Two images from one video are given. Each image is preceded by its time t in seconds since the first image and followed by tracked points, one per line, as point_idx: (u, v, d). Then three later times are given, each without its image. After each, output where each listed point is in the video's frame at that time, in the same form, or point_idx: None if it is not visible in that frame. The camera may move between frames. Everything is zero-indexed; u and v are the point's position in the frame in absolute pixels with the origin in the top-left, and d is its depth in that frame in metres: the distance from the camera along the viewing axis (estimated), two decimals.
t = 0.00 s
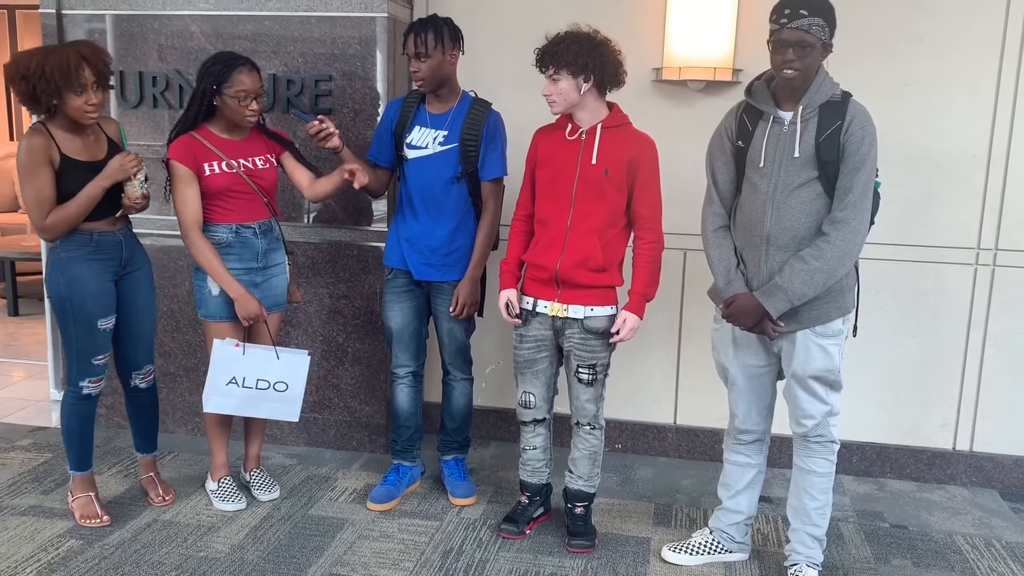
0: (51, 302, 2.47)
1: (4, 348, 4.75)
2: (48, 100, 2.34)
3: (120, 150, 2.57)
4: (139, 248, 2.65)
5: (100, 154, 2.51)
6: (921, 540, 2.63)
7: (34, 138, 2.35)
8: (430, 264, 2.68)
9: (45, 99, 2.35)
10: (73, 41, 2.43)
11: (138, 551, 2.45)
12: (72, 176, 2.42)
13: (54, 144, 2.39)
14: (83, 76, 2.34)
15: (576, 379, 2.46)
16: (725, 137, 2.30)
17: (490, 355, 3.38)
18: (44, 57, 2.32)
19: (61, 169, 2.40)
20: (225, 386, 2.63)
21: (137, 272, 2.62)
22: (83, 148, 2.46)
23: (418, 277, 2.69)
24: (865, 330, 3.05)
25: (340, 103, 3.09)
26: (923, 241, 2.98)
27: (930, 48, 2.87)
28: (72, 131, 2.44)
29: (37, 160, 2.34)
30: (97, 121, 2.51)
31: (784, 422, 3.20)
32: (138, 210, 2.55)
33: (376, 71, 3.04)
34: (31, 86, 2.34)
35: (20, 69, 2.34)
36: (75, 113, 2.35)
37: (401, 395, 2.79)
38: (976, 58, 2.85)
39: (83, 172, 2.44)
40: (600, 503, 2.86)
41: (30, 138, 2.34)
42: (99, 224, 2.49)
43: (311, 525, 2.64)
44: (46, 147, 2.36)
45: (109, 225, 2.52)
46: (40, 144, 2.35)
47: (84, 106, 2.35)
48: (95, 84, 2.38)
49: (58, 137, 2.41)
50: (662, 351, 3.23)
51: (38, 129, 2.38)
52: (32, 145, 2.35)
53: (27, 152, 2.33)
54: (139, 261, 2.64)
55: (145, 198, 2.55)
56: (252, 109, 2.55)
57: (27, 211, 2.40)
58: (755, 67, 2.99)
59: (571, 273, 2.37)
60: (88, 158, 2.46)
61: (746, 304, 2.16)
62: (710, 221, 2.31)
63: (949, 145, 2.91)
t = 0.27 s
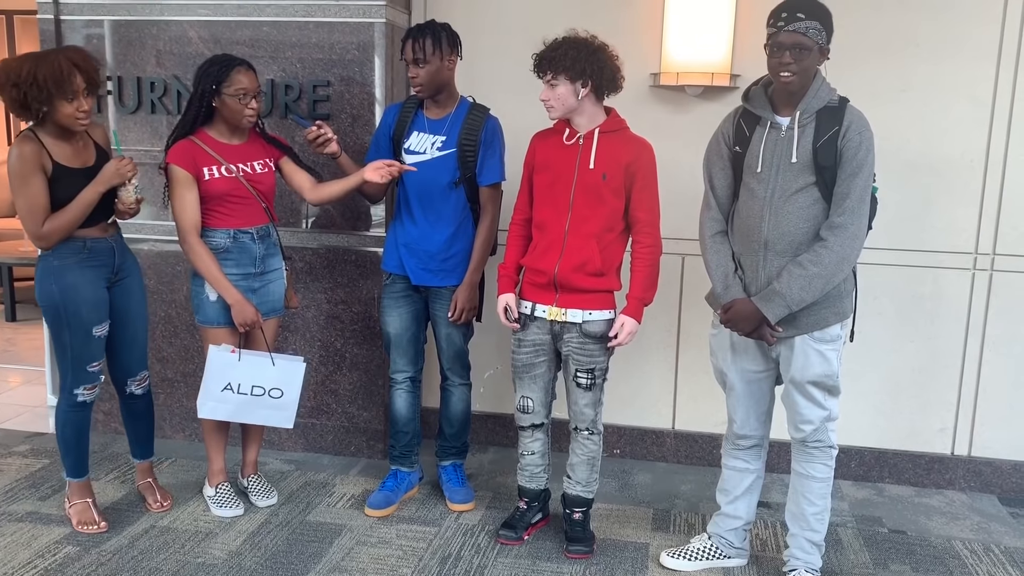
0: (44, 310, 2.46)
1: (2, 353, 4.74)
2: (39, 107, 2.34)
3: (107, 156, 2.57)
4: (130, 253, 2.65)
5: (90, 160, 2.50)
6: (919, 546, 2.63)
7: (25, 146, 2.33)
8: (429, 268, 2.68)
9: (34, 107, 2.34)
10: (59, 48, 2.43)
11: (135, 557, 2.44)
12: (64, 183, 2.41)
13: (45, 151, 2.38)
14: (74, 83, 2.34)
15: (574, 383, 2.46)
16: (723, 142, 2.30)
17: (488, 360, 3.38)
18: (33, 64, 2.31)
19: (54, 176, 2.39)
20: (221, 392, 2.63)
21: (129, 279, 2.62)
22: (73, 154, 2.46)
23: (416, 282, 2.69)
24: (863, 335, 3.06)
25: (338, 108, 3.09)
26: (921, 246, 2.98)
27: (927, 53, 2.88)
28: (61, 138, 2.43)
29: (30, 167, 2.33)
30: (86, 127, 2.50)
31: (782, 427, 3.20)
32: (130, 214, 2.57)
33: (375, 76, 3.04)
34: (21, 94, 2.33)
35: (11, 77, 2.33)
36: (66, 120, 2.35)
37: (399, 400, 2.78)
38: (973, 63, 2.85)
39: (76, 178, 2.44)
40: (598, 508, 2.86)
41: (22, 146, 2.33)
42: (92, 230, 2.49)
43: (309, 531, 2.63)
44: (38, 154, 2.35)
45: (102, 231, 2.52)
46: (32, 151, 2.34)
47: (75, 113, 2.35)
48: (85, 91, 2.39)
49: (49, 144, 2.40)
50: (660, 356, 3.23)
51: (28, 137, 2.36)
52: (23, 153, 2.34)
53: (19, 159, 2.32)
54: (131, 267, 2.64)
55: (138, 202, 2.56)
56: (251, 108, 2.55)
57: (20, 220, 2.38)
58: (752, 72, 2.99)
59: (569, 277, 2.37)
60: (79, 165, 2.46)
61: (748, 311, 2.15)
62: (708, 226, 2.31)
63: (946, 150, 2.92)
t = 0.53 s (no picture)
0: (39, 319, 2.46)
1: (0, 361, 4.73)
2: (35, 115, 2.34)
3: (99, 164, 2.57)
4: (125, 260, 2.65)
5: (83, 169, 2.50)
6: (920, 548, 2.62)
7: (20, 154, 2.33)
8: (428, 273, 2.68)
9: (29, 115, 2.34)
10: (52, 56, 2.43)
11: (134, 565, 2.43)
12: (59, 191, 2.41)
13: (40, 159, 2.37)
14: (70, 91, 2.34)
15: (574, 386, 2.45)
16: (720, 145, 2.30)
17: (487, 364, 3.37)
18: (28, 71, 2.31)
19: (49, 184, 2.39)
20: (223, 395, 2.61)
21: (124, 285, 2.62)
22: (67, 162, 2.46)
23: (415, 287, 2.69)
24: (862, 338, 3.05)
25: (336, 114, 3.09)
26: (920, 249, 2.98)
27: (924, 55, 2.88)
28: (55, 145, 2.43)
29: (25, 175, 2.33)
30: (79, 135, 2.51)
31: (782, 430, 3.19)
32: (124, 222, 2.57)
33: (372, 82, 3.04)
34: (17, 102, 2.32)
35: (5, 85, 2.32)
36: (62, 127, 2.35)
37: (398, 405, 2.78)
38: (970, 66, 2.86)
39: (70, 185, 2.44)
40: (598, 513, 2.85)
41: (16, 154, 2.33)
42: (87, 238, 2.49)
43: (309, 537, 2.63)
44: (33, 162, 2.35)
45: (97, 239, 2.52)
46: (26, 159, 2.34)
47: (71, 120, 2.35)
48: (80, 98, 2.39)
49: (43, 152, 2.40)
50: (659, 360, 3.23)
51: (22, 145, 2.36)
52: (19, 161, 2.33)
53: (13, 167, 2.32)
54: (126, 274, 2.64)
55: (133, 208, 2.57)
56: (254, 111, 2.56)
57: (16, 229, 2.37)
58: (749, 75, 3.00)
59: (569, 280, 2.37)
60: (73, 172, 2.46)
61: (749, 317, 2.15)
62: (707, 229, 2.31)
63: (944, 152, 2.92)
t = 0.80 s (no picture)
0: (41, 328, 2.46)
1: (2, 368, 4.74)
2: (36, 124, 2.35)
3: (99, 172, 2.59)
4: (126, 267, 2.66)
5: (83, 177, 2.51)
6: (920, 551, 2.63)
7: (21, 163, 2.34)
8: (428, 278, 2.69)
9: (31, 124, 2.35)
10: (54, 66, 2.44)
11: (136, 572, 2.44)
12: (60, 199, 2.42)
13: (41, 168, 2.38)
14: (71, 100, 2.36)
15: (574, 389, 2.46)
16: (718, 150, 2.31)
17: (488, 369, 3.38)
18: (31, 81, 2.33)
19: (50, 192, 2.41)
20: (234, 403, 2.62)
21: (126, 293, 2.63)
22: (68, 170, 2.47)
23: (416, 293, 2.70)
24: (861, 341, 3.06)
25: (336, 121, 3.11)
26: (918, 252, 2.99)
27: (920, 59, 2.89)
28: (56, 154, 2.45)
29: (26, 184, 2.34)
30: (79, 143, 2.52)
31: (782, 434, 3.20)
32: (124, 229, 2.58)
33: (371, 88, 3.06)
34: (19, 111, 2.34)
35: (7, 94, 2.34)
36: (63, 135, 2.36)
37: (399, 411, 2.78)
38: (966, 69, 2.87)
39: (71, 193, 2.45)
40: (598, 517, 2.86)
41: (17, 163, 2.34)
42: (88, 246, 2.50)
43: (310, 543, 2.63)
44: (35, 170, 2.36)
45: (98, 247, 2.53)
46: (28, 167, 2.35)
47: (72, 129, 2.37)
48: (82, 107, 2.40)
49: (44, 161, 2.41)
50: (659, 364, 3.24)
51: (23, 154, 2.37)
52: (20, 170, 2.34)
53: (15, 176, 2.33)
54: (126, 281, 2.65)
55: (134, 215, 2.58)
56: (258, 118, 2.58)
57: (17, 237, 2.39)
58: (747, 80, 3.01)
59: (568, 284, 2.39)
60: (74, 181, 2.48)
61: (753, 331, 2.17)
62: (705, 234, 2.32)
63: (941, 155, 2.93)
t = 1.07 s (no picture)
0: (48, 332, 2.47)
1: (4, 372, 4.75)
2: (41, 127, 2.35)
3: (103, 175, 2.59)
4: (131, 270, 2.66)
5: (87, 179, 2.52)
6: (924, 552, 2.62)
7: (26, 166, 2.35)
8: (430, 281, 2.69)
9: (35, 127, 2.36)
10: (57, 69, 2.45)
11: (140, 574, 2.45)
12: (65, 201, 2.43)
13: (46, 170, 2.39)
14: (75, 102, 2.36)
15: (577, 390, 2.46)
16: (719, 152, 2.32)
17: (490, 371, 3.38)
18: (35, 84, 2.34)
19: (55, 195, 2.41)
20: (245, 405, 2.61)
21: (131, 295, 2.64)
22: (73, 173, 2.47)
23: (418, 295, 2.70)
24: (863, 342, 3.06)
25: (338, 124, 3.11)
26: (920, 252, 2.99)
27: (922, 60, 2.89)
28: (61, 157, 2.45)
29: (32, 187, 2.34)
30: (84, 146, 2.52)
31: (784, 435, 3.20)
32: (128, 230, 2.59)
33: (373, 91, 3.06)
34: (24, 114, 2.35)
35: (12, 98, 2.35)
36: (68, 138, 2.37)
37: (402, 413, 2.78)
38: (968, 70, 2.87)
39: (76, 196, 2.45)
40: (602, 519, 2.86)
41: (22, 166, 2.34)
42: (93, 248, 2.50)
43: (313, 546, 2.64)
44: (40, 173, 2.37)
45: (102, 250, 2.53)
46: (33, 170, 2.35)
47: (76, 131, 2.37)
48: (86, 110, 2.41)
49: (49, 164, 2.42)
50: (662, 366, 3.24)
51: (28, 157, 2.38)
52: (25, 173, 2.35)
53: (20, 179, 2.34)
54: (132, 284, 2.65)
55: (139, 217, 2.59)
56: (264, 122, 2.58)
57: (23, 240, 2.39)
58: (748, 82, 3.02)
59: (571, 285, 2.39)
60: (79, 183, 2.48)
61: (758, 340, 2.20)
62: (707, 236, 2.32)
63: (943, 156, 2.93)
